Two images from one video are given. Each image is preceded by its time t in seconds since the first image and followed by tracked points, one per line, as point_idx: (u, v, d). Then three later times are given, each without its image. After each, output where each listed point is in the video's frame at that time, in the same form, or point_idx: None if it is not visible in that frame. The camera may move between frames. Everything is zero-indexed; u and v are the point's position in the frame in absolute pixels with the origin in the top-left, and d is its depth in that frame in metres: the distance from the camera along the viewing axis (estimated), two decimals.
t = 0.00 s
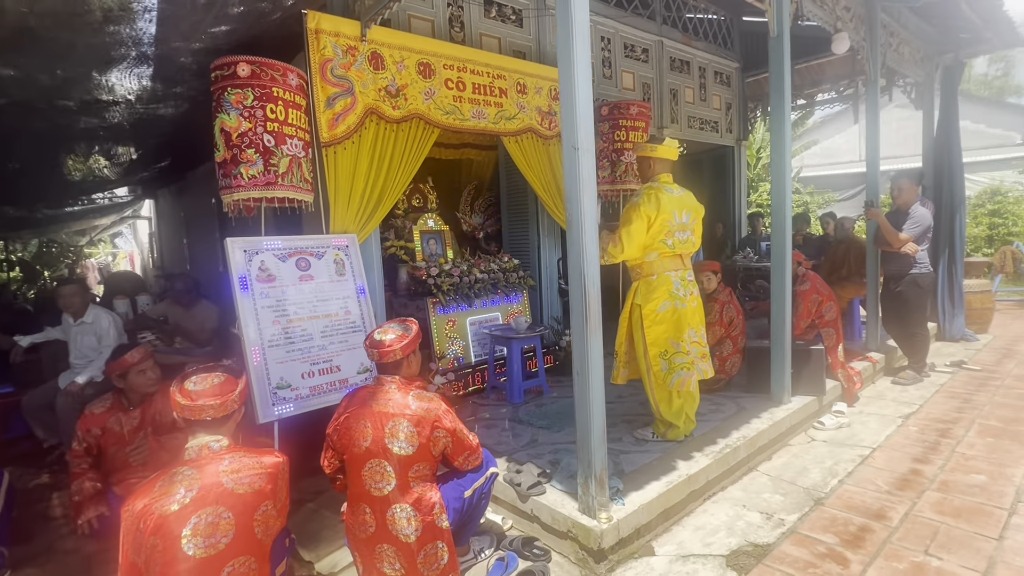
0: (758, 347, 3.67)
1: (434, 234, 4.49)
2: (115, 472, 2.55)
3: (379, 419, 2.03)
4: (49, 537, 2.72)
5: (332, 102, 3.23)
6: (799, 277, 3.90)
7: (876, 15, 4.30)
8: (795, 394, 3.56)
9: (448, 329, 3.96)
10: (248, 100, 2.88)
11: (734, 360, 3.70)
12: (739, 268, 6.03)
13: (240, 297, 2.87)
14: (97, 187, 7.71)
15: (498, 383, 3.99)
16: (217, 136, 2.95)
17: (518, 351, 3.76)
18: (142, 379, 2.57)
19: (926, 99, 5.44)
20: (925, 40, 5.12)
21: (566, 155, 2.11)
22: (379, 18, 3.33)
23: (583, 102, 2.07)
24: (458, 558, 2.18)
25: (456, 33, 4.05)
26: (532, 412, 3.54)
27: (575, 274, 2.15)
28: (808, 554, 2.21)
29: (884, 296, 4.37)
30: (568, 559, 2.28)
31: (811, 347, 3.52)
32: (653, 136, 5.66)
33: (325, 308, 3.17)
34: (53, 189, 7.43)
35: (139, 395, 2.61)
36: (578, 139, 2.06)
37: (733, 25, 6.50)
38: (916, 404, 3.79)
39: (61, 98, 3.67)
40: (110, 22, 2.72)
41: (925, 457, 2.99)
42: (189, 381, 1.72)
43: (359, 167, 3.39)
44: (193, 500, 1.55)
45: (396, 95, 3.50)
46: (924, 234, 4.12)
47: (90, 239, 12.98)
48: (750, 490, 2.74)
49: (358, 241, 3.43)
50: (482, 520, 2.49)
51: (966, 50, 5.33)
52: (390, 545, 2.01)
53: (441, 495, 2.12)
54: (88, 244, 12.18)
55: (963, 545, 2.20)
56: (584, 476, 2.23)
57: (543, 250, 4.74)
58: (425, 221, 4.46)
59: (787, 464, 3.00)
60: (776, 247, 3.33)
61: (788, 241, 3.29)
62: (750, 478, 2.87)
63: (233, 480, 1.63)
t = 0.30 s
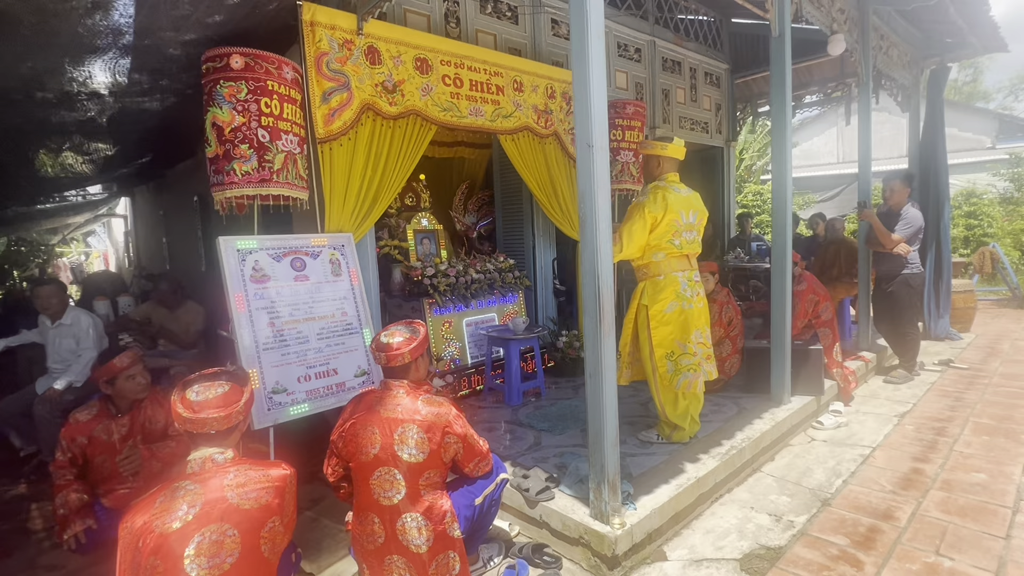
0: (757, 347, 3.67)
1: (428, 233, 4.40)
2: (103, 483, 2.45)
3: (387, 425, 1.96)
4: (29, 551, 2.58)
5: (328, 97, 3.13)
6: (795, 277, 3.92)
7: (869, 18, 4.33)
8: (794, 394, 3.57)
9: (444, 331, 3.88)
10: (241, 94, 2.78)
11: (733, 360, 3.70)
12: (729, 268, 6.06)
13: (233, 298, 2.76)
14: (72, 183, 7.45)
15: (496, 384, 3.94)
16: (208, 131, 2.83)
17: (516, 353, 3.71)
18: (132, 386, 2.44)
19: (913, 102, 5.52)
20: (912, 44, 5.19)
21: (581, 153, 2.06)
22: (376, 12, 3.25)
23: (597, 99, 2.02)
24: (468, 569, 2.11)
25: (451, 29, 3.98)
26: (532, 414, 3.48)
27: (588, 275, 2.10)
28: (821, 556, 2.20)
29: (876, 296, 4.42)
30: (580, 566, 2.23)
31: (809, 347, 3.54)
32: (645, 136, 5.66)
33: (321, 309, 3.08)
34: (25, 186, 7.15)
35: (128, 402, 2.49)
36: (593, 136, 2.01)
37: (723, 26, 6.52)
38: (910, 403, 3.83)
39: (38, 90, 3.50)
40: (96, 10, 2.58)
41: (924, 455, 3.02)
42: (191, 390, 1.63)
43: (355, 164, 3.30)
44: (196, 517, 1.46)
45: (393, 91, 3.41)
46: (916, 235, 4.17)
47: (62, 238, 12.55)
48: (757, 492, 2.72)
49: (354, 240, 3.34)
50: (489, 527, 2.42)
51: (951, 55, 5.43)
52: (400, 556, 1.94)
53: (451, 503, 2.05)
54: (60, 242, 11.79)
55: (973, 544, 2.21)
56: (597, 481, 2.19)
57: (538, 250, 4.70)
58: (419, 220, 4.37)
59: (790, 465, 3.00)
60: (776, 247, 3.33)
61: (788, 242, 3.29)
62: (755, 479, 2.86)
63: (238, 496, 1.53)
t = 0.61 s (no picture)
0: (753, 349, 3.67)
1: (420, 233, 4.32)
2: (85, 495, 2.35)
3: (391, 433, 1.90)
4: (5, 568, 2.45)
5: (321, 93, 3.05)
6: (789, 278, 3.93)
7: (858, 22, 4.36)
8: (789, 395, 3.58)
9: (437, 333, 3.82)
10: (232, 89, 2.68)
11: (729, 362, 3.70)
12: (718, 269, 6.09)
13: (223, 301, 2.67)
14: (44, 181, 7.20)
15: (490, 387, 3.88)
16: (196, 127, 2.73)
17: (511, 355, 3.65)
18: (116, 395, 2.32)
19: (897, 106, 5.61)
20: (897, 48, 5.27)
21: (588, 153, 2.01)
22: (370, 7, 3.16)
23: (606, 98, 1.98)
24: None
25: (444, 26, 3.91)
26: (529, 417, 3.44)
27: (595, 278, 2.06)
28: (827, 560, 2.19)
29: (865, 297, 4.46)
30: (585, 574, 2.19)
31: (804, 348, 3.56)
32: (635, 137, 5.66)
33: (314, 312, 2.99)
34: None
35: (112, 410, 2.38)
36: (601, 136, 1.97)
37: (711, 28, 6.55)
38: (900, 403, 3.87)
39: (11, 83, 3.34)
40: None
41: (919, 455, 3.04)
42: (188, 402, 1.55)
43: (348, 162, 3.22)
44: (197, 536, 1.39)
45: (387, 88, 3.34)
46: (904, 237, 4.22)
47: (32, 237, 12.17)
48: (758, 494, 2.72)
49: (346, 241, 3.26)
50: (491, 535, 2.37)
51: (934, 60, 5.52)
52: (405, 569, 1.88)
53: (457, 512, 2.00)
54: (29, 241, 11.42)
55: (974, 545, 2.22)
56: (604, 487, 2.15)
57: (531, 251, 4.66)
58: (410, 220, 4.29)
59: (788, 466, 3.00)
60: (772, 249, 3.33)
61: (785, 244, 3.29)
62: (755, 481, 2.86)
63: (240, 513, 1.47)
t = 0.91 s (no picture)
0: (746, 347, 3.70)
1: (411, 232, 4.26)
2: (68, 503, 2.25)
3: (393, 435, 1.85)
4: None
5: (313, 88, 2.99)
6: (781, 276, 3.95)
7: (846, 24, 4.41)
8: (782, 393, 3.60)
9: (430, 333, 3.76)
10: (221, 82, 2.60)
11: (723, 360, 3.73)
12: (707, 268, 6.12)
13: (213, 300, 2.59)
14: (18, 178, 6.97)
15: (484, 387, 3.84)
16: (184, 120, 2.65)
17: (506, 355, 3.61)
18: (101, 397, 2.23)
19: (882, 108, 5.69)
20: (882, 51, 5.35)
21: (593, 148, 1.99)
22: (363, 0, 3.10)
23: (611, 94, 1.96)
24: None
25: (437, 22, 3.86)
26: (525, 418, 3.40)
27: (600, 275, 2.04)
28: (829, 557, 2.19)
29: (853, 295, 4.50)
30: None
31: (798, 345, 3.59)
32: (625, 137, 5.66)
33: (306, 311, 2.92)
34: None
35: (97, 414, 2.29)
36: (606, 131, 1.95)
37: (699, 29, 6.58)
38: (889, 400, 3.92)
39: None
40: None
41: (911, 451, 3.08)
42: (187, 405, 1.50)
43: (341, 159, 3.16)
44: (197, 545, 1.33)
45: (380, 83, 3.28)
46: (891, 236, 4.28)
47: (3, 236, 11.80)
48: (757, 492, 2.72)
49: (339, 239, 3.19)
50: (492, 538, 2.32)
51: (917, 63, 5.61)
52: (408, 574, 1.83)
53: (460, 515, 1.95)
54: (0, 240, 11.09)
55: (972, 540, 2.24)
56: (608, 488, 2.12)
57: (523, 250, 4.63)
58: (401, 218, 4.23)
59: (785, 464, 3.01)
60: (767, 247, 3.35)
61: (780, 243, 3.30)
62: (753, 479, 2.86)
63: (242, 521, 1.41)
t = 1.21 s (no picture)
0: (745, 344, 3.74)
1: (407, 231, 4.21)
2: (65, 509, 2.17)
3: (407, 433, 1.82)
4: None
5: (312, 83, 2.94)
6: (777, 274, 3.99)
7: (838, 26, 4.47)
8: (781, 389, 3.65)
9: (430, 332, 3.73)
10: (220, 75, 2.54)
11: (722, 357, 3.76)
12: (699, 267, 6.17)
13: (213, 299, 2.53)
14: None
15: (484, 387, 3.81)
16: (181, 114, 2.58)
17: (506, 353, 3.59)
18: (100, 399, 2.16)
19: (869, 108, 5.79)
20: (869, 52, 5.45)
21: (607, 143, 1.98)
22: None
23: (625, 89, 1.95)
24: None
25: (434, 19, 3.83)
26: (527, 416, 3.38)
27: (613, 271, 2.03)
28: (839, 550, 2.21)
29: (845, 292, 4.57)
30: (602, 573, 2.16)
31: (796, 342, 3.64)
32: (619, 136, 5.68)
33: (306, 310, 2.87)
34: None
35: (94, 417, 2.22)
36: (620, 126, 1.94)
37: (690, 30, 6.63)
38: (883, 395, 3.98)
39: None
40: None
41: (909, 445, 3.13)
42: (201, 404, 1.45)
43: (340, 155, 3.11)
44: (217, 551, 1.29)
45: (379, 79, 3.24)
46: (883, 234, 4.35)
47: None
48: (762, 487, 2.73)
49: (338, 237, 3.14)
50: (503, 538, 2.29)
51: (902, 65, 5.72)
52: None
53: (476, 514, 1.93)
54: None
55: (975, 530, 2.28)
56: (621, 484, 2.11)
57: (519, 248, 4.62)
58: (397, 216, 4.18)
59: (787, 459, 3.03)
60: (766, 244, 3.38)
61: (779, 240, 3.34)
62: (757, 474, 2.87)
63: (262, 524, 1.37)
